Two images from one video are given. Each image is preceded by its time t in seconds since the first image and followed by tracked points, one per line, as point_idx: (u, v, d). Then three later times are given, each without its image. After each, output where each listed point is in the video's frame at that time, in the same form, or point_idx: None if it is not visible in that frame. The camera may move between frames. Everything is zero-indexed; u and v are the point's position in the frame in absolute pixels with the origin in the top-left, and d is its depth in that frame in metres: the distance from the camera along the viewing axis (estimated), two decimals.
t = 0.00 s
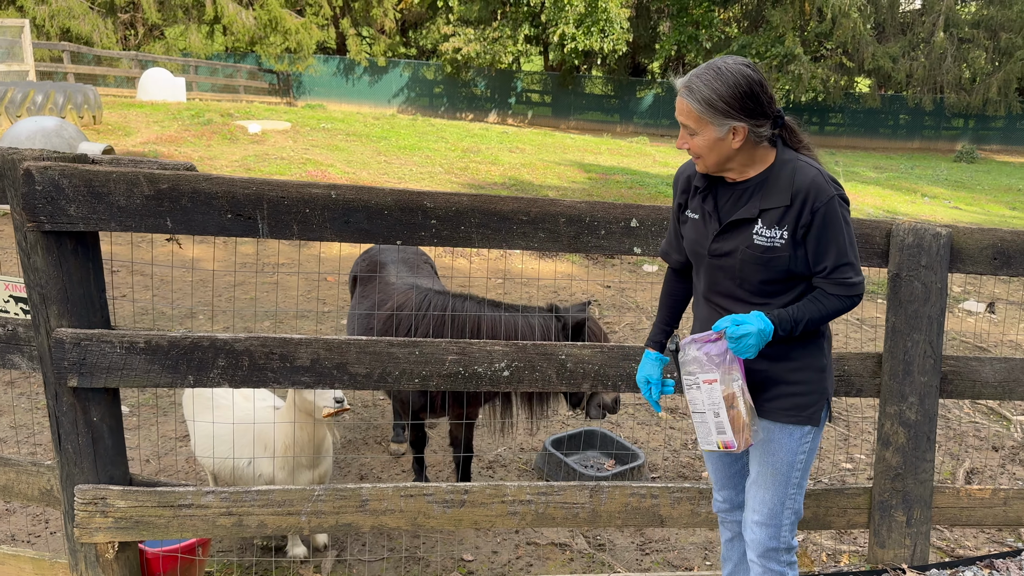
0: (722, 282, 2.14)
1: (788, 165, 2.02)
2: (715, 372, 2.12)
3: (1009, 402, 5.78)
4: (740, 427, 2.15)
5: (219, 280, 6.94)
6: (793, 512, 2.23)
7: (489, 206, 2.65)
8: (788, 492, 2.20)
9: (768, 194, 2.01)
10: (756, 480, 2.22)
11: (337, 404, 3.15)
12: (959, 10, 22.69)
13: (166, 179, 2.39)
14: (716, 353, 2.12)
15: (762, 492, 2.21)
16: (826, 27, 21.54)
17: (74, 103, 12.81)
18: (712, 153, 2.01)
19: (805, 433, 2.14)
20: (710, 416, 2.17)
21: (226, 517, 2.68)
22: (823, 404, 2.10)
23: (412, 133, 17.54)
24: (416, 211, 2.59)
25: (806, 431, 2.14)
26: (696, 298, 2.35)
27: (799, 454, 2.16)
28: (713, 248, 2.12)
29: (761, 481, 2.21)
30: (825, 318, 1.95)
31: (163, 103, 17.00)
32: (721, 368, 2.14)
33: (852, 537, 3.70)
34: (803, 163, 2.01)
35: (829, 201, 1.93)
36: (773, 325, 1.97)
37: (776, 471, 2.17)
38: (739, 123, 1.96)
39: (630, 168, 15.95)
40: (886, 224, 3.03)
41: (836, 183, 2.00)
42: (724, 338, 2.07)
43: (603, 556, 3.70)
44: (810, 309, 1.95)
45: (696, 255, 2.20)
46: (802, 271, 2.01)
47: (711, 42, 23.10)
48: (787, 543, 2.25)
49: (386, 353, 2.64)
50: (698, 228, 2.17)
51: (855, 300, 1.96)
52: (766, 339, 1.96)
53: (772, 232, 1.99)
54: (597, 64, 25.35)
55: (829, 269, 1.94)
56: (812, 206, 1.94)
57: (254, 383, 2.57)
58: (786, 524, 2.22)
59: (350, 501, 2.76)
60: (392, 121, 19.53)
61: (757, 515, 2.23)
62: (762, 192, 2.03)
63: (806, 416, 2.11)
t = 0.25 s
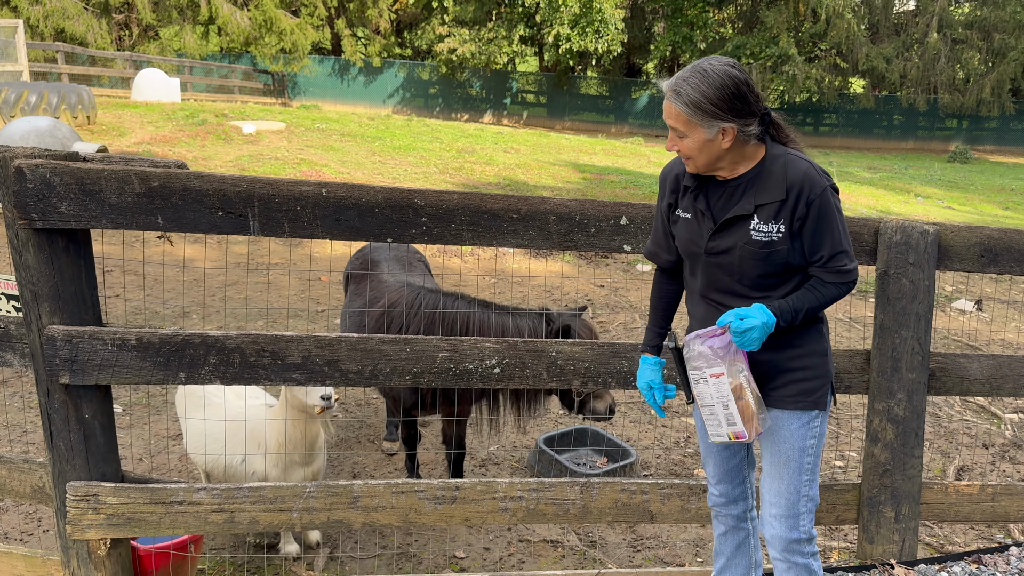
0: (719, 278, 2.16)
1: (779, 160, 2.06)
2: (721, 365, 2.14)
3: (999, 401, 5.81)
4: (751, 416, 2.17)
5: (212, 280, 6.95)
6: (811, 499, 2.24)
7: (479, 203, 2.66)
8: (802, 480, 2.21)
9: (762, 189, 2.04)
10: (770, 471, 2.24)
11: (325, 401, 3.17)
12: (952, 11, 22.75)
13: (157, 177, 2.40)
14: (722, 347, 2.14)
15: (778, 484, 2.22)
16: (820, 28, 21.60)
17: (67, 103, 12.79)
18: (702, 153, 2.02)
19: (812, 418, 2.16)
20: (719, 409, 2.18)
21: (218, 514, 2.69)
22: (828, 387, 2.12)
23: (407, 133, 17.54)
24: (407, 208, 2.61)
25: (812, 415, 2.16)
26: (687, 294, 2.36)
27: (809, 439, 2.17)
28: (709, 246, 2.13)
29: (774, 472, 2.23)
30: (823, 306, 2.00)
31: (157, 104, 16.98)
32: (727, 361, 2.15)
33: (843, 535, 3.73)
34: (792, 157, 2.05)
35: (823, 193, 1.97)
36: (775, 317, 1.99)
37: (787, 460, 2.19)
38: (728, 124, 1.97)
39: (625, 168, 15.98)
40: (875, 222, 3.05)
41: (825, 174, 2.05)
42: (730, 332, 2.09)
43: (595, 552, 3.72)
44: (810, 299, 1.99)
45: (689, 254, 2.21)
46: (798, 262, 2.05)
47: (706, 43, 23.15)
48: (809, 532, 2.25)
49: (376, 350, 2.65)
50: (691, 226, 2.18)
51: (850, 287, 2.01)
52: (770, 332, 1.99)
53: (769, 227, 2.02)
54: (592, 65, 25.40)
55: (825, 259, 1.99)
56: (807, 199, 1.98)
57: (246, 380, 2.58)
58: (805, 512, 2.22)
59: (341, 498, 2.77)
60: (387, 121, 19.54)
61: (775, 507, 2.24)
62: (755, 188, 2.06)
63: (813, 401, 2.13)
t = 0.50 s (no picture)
0: (733, 279, 2.16)
1: (794, 160, 2.05)
2: (742, 369, 2.11)
3: (992, 398, 5.85)
4: (770, 419, 2.15)
5: (210, 279, 6.97)
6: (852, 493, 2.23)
7: (478, 201, 2.69)
8: (840, 476, 2.20)
9: (778, 190, 2.04)
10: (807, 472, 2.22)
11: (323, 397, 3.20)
12: (946, 12, 22.84)
13: (159, 174, 2.42)
14: (745, 350, 2.10)
15: (818, 485, 2.20)
16: (814, 28, 21.68)
17: (62, 103, 12.78)
18: (718, 153, 2.02)
19: (838, 415, 2.17)
20: (740, 413, 2.15)
21: (219, 509, 2.71)
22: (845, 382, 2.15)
23: (402, 133, 17.57)
24: (407, 206, 2.63)
25: (840, 415, 2.17)
26: (698, 294, 2.36)
27: (841, 435, 2.18)
28: (723, 247, 2.13)
29: (812, 473, 2.21)
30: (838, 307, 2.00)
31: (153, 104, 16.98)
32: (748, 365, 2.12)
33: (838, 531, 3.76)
34: (808, 157, 2.05)
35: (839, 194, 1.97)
36: (795, 319, 1.99)
37: (826, 459, 2.18)
38: (746, 124, 1.96)
39: (620, 168, 16.02)
40: (869, 220, 3.09)
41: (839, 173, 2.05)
42: (749, 337, 2.05)
43: (592, 548, 3.74)
44: (825, 301, 1.99)
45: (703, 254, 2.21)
46: (813, 263, 2.05)
47: (701, 43, 23.21)
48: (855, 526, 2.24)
49: (376, 347, 2.67)
50: (704, 227, 2.18)
51: (865, 287, 2.02)
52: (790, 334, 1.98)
53: (786, 228, 2.01)
54: (588, 65, 25.44)
55: (841, 259, 1.99)
56: (823, 200, 1.98)
57: (247, 376, 2.61)
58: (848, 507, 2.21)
59: (341, 493, 2.80)
60: (383, 121, 19.55)
61: (818, 509, 2.22)
62: (771, 188, 2.05)
63: (834, 398, 2.14)
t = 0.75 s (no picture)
0: (778, 286, 2.13)
1: (846, 166, 2.04)
2: (775, 378, 2.11)
3: (986, 394, 5.91)
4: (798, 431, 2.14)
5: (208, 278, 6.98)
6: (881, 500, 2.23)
7: (480, 197, 2.72)
8: (874, 485, 2.19)
9: (830, 196, 2.02)
10: (841, 480, 2.20)
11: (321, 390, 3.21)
12: (938, 12, 22.94)
13: (165, 170, 2.45)
14: (781, 359, 2.09)
15: (852, 492, 2.19)
16: (807, 29, 21.77)
17: (57, 103, 12.76)
18: (770, 155, 2.00)
19: (876, 425, 2.16)
20: (770, 422, 2.14)
21: (225, 503, 2.74)
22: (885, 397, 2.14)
23: (397, 133, 17.60)
24: (410, 202, 2.66)
25: (876, 426, 2.16)
26: (736, 300, 2.34)
27: (877, 445, 2.17)
28: (770, 252, 2.10)
29: (847, 480, 2.19)
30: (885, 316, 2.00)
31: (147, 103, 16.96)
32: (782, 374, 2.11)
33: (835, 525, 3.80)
34: (860, 162, 2.03)
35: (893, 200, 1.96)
36: (838, 328, 1.98)
37: (862, 467, 2.17)
38: (798, 126, 1.96)
39: (615, 168, 16.06)
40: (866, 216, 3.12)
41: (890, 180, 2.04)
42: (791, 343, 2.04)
43: (592, 542, 3.78)
44: (873, 309, 1.99)
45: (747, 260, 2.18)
46: (861, 271, 2.04)
47: (695, 43, 23.27)
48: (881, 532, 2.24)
49: (380, 341, 2.70)
50: (750, 232, 2.15)
51: (910, 295, 2.01)
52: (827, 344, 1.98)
53: (837, 234, 1.99)
54: (582, 65, 25.49)
55: (890, 267, 1.98)
56: (876, 207, 1.97)
57: (252, 370, 2.63)
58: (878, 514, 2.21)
59: (346, 487, 2.82)
60: (378, 121, 19.56)
61: (848, 513, 2.21)
62: (822, 193, 2.04)
63: (875, 412, 2.13)
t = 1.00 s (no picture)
0: (828, 287, 2.09)
1: (906, 168, 1.99)
2: (820, 381, 2.07)
3: (977, 389, 5.97)
4: (857, 435, 2.06)
5: (204, 276, 7.01)
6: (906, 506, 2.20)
7: (480, 193, 2.75)
8: (903, 493, 2.16)
9: (886, 199, 1.98)
10: (872, 485, 2.16)
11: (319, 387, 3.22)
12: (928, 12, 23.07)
13: (170, 167, 2.48)
14: (822, 365, 2.07)
15: (881, 493, 2.15)
16: (798, 29, 21.89)
17: (51, 102, 12.75)
18: (827, 154, 1.96)
19: (915, 435, 2.12)
20: (822, 429, 2.08)
21: (228, 496, 2.77)
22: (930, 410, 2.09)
23: (391, 132, 17.62)
24: (412, 198, 2.70)
25: (916, 435, 2.13)
26: (782, 299, 2.30)
27: (913, 454, 2.14)
28: (822, 253, 2.07)
29: (879, 487, 2.15)
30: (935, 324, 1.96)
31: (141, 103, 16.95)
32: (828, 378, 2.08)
33: (830, 518, 3.85)
34: (920, 166, 1.99)
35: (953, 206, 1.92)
36: (875, 331, 1.96)
37: (895, 475, 2.13)
38: (860, 126, 1.91)
39: (608, 167, 16.12)
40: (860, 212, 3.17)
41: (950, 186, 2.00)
42: (826, 345, 2.03)
43: (590, 535, 3.82)
44: (922, 317, 1.96)
45: (797, 259, 2.15)
46: (914, 277, 2.00)
47: (687, 43, 23.36)
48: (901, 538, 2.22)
49: (382, 336, 2.73)
50: (802, 231, 2.11)
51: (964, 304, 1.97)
52: (868, 346, 1.95)
53: (892, 238, 1.95)
54: (575, 65, 25.56)
55: (943, 275, 1.94)
56: (933, 211, 1.92)
57: (256, 365, 2.66)
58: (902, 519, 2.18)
59: (348, 480, 2.85)
60: (371, 120, 19.58)
61: (872, 513, 2.18)
62: (879, 195, 2.00)
63: (917, 422, 2.09)
